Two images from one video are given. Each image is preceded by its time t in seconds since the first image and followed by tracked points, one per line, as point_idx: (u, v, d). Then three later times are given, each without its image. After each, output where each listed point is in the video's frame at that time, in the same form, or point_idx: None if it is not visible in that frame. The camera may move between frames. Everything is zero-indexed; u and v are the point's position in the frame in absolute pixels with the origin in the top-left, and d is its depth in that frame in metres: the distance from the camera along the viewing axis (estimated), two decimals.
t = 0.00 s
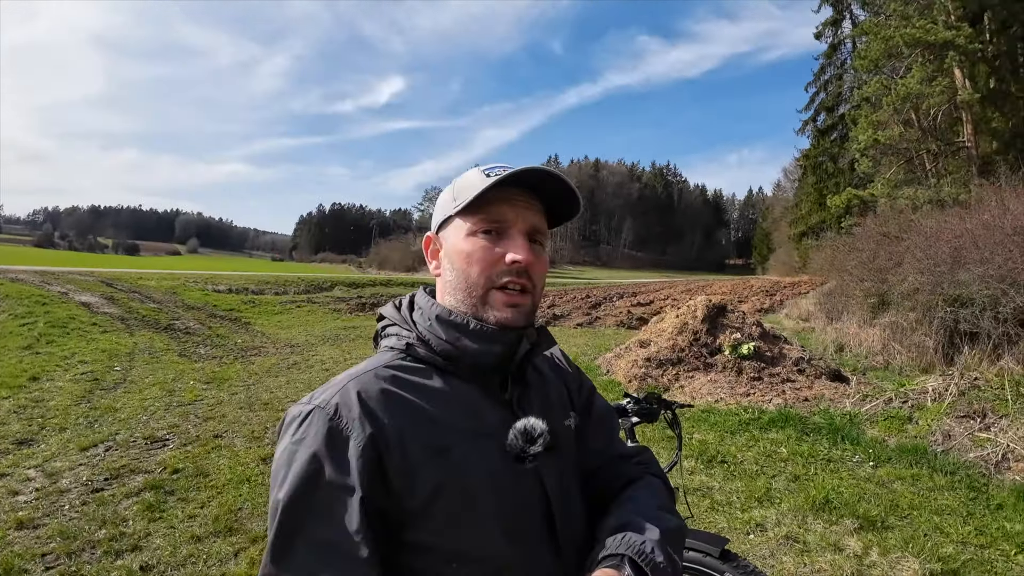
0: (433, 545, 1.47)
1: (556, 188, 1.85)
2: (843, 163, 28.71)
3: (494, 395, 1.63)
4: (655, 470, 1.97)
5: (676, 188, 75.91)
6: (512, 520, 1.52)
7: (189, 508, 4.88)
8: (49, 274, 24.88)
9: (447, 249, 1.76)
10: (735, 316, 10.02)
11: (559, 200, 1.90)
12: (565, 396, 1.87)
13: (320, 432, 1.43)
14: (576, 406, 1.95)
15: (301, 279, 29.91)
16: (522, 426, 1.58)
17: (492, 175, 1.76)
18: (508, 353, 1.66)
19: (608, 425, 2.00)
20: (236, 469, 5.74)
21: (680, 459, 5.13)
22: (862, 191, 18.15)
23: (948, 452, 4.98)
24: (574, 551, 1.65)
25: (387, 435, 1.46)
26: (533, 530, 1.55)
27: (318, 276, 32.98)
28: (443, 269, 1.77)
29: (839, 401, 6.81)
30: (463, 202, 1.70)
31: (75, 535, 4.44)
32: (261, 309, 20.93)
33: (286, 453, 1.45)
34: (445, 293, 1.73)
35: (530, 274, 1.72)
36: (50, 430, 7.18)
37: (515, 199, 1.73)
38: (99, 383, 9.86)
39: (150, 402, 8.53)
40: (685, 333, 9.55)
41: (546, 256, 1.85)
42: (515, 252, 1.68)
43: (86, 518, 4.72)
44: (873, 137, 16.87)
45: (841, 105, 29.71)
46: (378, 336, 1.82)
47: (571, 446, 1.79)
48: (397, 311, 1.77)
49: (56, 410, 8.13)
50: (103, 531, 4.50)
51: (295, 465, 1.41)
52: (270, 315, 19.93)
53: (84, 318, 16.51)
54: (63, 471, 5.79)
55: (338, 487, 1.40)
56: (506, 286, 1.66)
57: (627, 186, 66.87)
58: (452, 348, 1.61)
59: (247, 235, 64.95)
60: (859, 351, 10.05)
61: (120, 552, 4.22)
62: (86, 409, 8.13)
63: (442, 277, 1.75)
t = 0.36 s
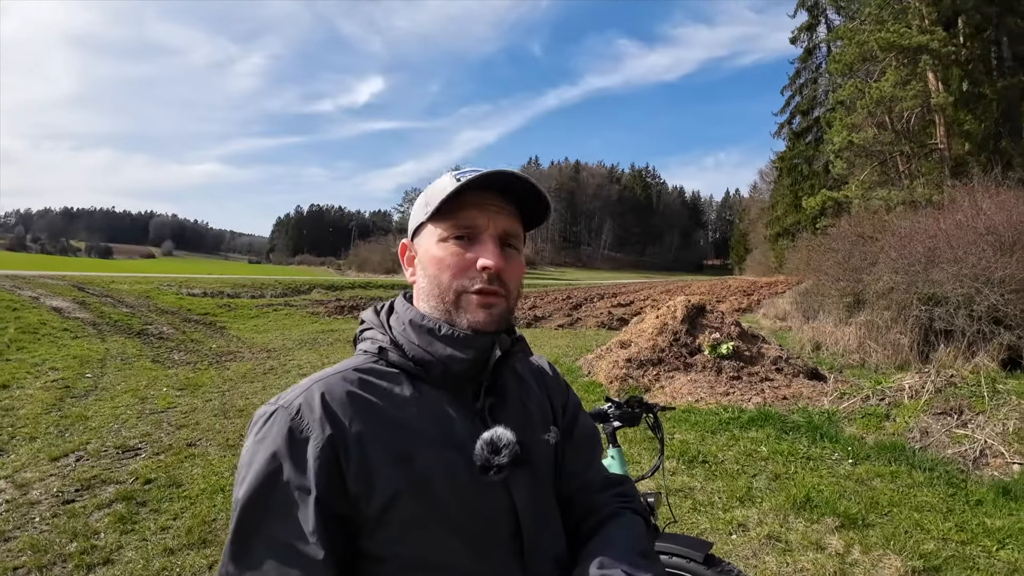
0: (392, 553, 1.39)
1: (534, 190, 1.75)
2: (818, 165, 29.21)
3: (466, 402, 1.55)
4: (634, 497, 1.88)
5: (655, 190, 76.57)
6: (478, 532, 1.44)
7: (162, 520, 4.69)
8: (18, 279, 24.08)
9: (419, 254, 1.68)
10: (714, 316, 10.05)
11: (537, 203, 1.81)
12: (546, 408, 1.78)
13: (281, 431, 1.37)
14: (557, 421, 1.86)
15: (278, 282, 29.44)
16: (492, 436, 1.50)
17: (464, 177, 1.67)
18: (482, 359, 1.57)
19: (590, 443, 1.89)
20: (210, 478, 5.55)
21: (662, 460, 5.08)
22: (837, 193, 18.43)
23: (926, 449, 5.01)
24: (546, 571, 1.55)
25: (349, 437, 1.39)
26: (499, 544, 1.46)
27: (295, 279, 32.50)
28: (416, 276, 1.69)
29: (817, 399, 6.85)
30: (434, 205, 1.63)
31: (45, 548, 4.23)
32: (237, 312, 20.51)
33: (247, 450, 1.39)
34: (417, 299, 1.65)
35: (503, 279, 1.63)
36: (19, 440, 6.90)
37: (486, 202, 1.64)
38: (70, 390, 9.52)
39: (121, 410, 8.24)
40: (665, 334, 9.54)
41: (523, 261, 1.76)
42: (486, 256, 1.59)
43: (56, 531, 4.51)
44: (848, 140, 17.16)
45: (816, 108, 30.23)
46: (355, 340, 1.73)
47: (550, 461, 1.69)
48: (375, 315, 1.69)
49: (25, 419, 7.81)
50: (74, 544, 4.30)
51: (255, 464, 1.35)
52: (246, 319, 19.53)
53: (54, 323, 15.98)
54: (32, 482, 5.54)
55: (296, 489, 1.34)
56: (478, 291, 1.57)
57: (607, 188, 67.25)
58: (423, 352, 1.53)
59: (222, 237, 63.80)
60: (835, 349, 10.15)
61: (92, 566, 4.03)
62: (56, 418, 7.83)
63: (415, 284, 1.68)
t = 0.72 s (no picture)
0: (348, 532, 1.38)
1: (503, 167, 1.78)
2: (802, 162, 29.46)
3: (432, 384, 1.54)
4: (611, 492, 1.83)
5: (642, 189, 76.85)
6: (437, 515, 1.43)
7: (148, 524, 4.58)
8: None
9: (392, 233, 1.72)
10: (701, 312, 10.07)
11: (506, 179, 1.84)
12: (522, 396, 1.76)
13: (244, 405, 1.39)
14: (536, 409, 1.83)
15: (264, 285, 29.15)
16: (456, 419, 1.48)
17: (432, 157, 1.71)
18: (450, 341, 1.57)
19: (568, 434, 1.85)
20: (195, 482, 5.45)
21: (650, 454, 5.06)
22: (822, 190, 18.57)
23: (912, 438, 5.04)
24: (509, 560, 1.53)
25: (310, 413, 1.40)
26: (459, 528, 1.45)
27: (282, 282, 32.19)
28: (389, 255, 1.73)
29: (804, 392, 6.87)
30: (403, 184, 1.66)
31: (29, 554, 4.12)
32: (222, 316, 20.26)
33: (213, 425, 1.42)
34: (391, 278, 1.69)
35: (474, 255, 1.67)
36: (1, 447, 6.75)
37: (451, 177, 1.68)
38: (53, 397, 9.35)
39: (105, 416, 8.08)
40: (652, 330, 9.54)
41: (495, 238, 1.80)
42: (454, 233, 1.63)
43: (39, 536, 4.40)
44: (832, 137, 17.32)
45: (800, 106, 30.50)
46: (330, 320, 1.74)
47: (522, 449, 1.67)
48: (349, 295, 1.72)
49: (6, 426, 7.63)
50: (58, 549, 4.19)
51: (217, 437, 1.37)
52: (231, 323, 19.30)
53: (36, 330, 15.70)
54: (15, 488, 5.41)
55: (253, 462, 1.34)
56: (448, 268, 1.60)
57: (594, 187, 67.41)
58: (389, 333, 1.54)
59: (207, 241, 63.10)
60: (821, 343, 10.21)
61: (76, 571, 3.92)
62: (39, 425, 7.67)
63: (388, 262, 1.72)
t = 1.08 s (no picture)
0: (340, 513, 1.40)
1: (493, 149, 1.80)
2: (796, 156, 29.53)
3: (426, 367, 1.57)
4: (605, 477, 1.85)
5: (637, 186, 76.89)
6: (431, 496, 1.45)
7: (149, 524, 4.58)
8: None
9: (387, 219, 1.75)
10: (696, 306, 10.11)
11: (498, 159, 1.87)
12: (516, 380, 1.78)
13: (238, 385, 1.40)
14: (531, 393, 1.85)
15: (260, 286, 29.07)
16: (450, 401, 1.50)
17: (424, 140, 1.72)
18: (445, 324, 1.58)
19: (563, 419, 1.87)
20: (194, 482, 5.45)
21: (647, 446, 5.09)
22: (816, 183, 18.63)
23: (907, 428, 5.07)
24: (503, 541, 1.55)
25: (305, 394, 1.42)
26: (453, 509, 1.47)
27: (278, 283, 32.13)
28: (385, 240, 1.75)
29: (799, 383, 6.91)
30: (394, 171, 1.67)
31: (28, 556, 4.12)
32: (218, 318, 20.21)
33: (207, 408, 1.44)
34: (388, 264, 1.71)
35: (470, 238, 1.69)
36: None
37: (444, 161, 1.71)
38: (50, 401, 9.33)
39: (104, 418, 8.07)
40: (648, 324, 9.57)
41: (490, 218, 1.83)
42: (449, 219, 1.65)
43: (38, 538, 4.40)
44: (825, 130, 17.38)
45: (793, 100, 30.56)
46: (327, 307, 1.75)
47: (516, 430, 1.69)
48: (345, 279, 1.74)
49: (4, 430, 7.60)
50: (58, 551, 4.19)
51: (213, 415, 1.39)
52: (227, 324, 19.28)
53: (32, 335, 15.64)
54: (13, 491, 5.40)
55: (246, 442, 1.36)
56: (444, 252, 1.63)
57: (589, 184, 67.44)
58: (383, 318, 1.55)
59: (202, 244, 62.89)
60: (816, 335, 10.26)
61: (76, 571, 3.93)
62: (36, 428, 7.65)
63: (383, 247, 1.75)
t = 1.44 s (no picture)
0: (342, 497, 1.44)
1: (484, 139, 1.83)
2: (798, 146, 29.44)
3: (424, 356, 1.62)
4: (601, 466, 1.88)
5: (638, 178, 76.73)
6: (430, 479, 1.49)
7: (155, 518, 4.64)
8: None
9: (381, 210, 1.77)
10: (696, 297, 10.15)
11: (490, 150, 1.89)
12: (512, 369, 1.83)
13: (242, 371, 1.45)
14: (527, 381, 1.90)
15: (262, 283, 29.12)
16: (446, 389, 1.54)
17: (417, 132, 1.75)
18: (441, 315, 1.64)
19: (559, 408, 1.91)
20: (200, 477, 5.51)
21: (647, 436, 5.14)
22: (817, 173, 18.59)
23: (907, 416, 5.10)
24: (500, 526, 1.59)
25: (308, 380, 1.47)
26: (450, 493, 1.51)
27: (280, 280, 32.19)
28: (379, 232, 1.78)
29: (799, 373, 6.94)
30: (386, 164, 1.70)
31: (38, 551, 4.18)
32: (222, 315, 20.29)
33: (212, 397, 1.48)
34: (381, 255, 1.75)
35: (462, 229, 1.73)
36: (7, 449, 6.80)
37: (438, 153, 1.72)
38: (56, 399, 9.40)
39: (110, 415, 8.14)
40: (649, 316, 9.60)
41: (483, 209, 1.86)
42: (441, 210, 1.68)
43: (48, 534, 4.46)
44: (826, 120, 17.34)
45: (794, 90, 30.43)
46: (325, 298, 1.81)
47: (512, 418, 1.73)
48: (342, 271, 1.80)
49: (12, 429, 7.67)
50: (67, 545, 4.25)
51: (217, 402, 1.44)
52: (231, 321, 19.35)
53: (37, 334, 15.73)
54: (23, 488, 5.47)
55: (249, 427, 1.41)
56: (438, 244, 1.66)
57: (590, 177, 67.28)
58: (380, 309, 1.60)
59: (204, 242, 62.97)
60: (816, 325, 10.27)
61: (86, 564, 3.99)
62: (43, 426, 7.72)
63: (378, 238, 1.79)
